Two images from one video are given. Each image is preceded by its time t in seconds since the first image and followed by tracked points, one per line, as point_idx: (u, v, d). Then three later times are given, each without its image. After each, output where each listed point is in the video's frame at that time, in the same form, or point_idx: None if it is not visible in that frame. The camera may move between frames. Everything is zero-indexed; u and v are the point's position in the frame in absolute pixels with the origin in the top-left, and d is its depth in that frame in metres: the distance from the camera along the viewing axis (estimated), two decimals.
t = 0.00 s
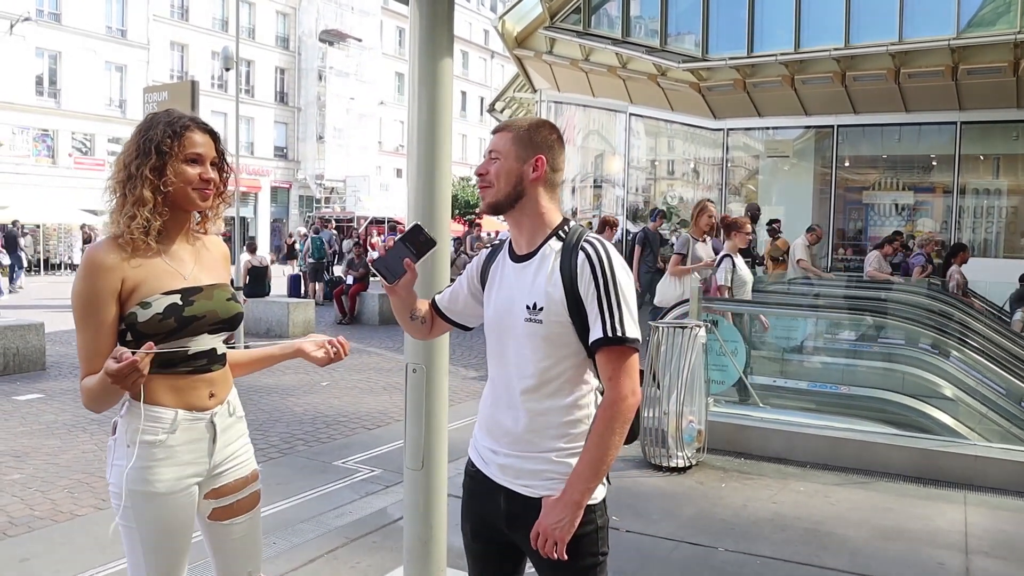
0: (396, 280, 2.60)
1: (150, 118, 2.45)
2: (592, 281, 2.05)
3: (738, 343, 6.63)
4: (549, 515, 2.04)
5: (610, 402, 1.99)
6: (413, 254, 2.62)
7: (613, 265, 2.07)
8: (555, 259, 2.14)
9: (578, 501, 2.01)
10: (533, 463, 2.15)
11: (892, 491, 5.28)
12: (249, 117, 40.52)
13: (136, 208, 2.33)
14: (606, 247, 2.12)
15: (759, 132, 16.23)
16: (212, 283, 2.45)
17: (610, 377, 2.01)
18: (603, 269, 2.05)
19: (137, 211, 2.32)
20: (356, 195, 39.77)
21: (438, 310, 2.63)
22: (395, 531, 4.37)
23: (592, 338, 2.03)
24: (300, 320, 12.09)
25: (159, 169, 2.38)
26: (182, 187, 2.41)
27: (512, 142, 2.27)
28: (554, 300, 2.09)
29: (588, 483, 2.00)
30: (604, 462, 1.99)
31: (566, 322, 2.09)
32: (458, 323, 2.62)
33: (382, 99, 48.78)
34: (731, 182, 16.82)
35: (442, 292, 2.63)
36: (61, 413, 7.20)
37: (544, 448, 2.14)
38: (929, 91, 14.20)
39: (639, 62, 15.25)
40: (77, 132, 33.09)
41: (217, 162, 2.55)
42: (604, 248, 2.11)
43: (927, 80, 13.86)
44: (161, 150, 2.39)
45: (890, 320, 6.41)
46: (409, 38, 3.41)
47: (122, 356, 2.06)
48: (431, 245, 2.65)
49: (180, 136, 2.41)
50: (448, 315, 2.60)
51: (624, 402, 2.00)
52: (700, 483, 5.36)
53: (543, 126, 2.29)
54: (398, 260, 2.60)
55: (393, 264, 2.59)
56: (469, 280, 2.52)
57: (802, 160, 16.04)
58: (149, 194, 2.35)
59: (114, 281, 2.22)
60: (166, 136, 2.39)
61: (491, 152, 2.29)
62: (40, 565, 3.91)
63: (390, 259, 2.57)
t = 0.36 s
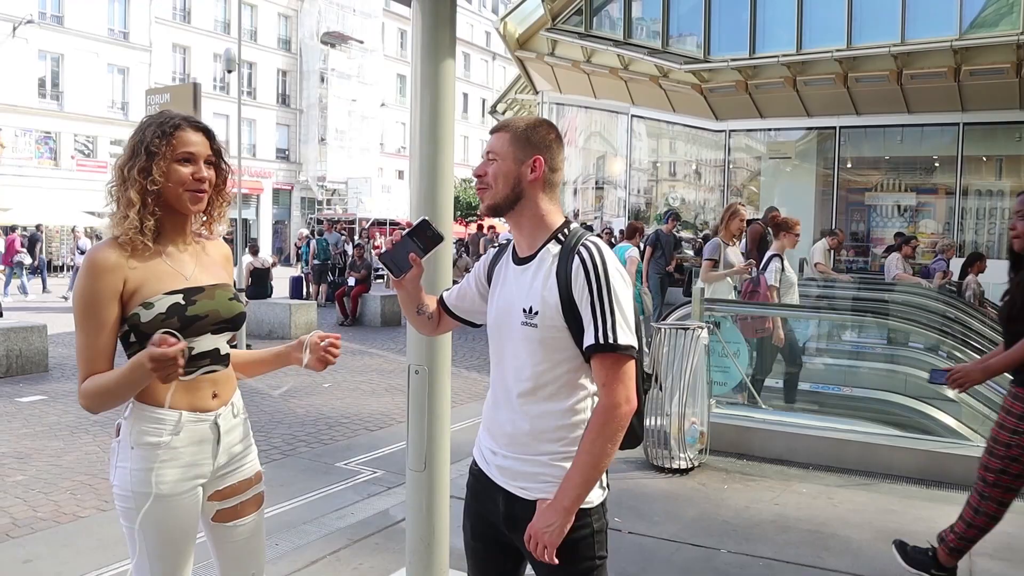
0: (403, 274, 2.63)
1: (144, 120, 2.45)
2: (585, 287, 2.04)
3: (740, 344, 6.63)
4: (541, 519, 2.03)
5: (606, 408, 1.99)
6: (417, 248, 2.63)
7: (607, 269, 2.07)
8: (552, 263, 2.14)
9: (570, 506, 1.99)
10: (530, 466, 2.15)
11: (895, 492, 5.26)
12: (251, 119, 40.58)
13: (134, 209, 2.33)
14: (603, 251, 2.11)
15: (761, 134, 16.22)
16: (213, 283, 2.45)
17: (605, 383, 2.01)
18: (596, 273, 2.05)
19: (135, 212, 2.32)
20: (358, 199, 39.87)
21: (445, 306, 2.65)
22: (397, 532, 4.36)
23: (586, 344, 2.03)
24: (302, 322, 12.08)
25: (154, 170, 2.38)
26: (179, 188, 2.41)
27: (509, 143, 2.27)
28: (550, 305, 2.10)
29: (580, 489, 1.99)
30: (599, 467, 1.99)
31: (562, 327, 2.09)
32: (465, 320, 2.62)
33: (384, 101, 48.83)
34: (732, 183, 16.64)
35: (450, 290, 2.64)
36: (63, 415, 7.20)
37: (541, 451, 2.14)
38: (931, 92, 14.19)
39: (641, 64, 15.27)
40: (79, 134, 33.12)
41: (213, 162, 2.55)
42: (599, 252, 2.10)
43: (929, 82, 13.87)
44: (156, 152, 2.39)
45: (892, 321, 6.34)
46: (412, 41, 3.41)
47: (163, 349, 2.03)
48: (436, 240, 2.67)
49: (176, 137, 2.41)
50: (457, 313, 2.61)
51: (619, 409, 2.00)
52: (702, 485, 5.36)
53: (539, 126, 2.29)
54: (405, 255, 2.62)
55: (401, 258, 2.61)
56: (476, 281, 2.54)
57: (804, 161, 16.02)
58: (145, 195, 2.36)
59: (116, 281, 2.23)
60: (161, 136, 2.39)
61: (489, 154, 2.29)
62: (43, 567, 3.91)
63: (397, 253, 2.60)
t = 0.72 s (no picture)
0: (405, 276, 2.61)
1: (134, 119, 2.44)
2: (585, 286, 2.04)
3: (740, 344, 6.63)
4: (540, 519, 2.03)
5: (604, 407, 1.99)
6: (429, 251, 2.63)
7: (607, 269, 2.06)
8: (551, 264, 2.15)
9: (569, 505, 1.99)
10: (528, 466, 2.14)
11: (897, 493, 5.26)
12: (251, 120, 40.58)
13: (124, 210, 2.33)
14: (602, 252, 2.11)
15: (762, 134, 16.21)
16: (200, 283, 2.45)
17: (603, 383, 2.01)
18: (596, 273, 2.05)
19: (126, 212, 2.33)
20: (360, 198, 40.18)
21: (444, 308, 2.65)
22: (398, 532, 4.36)
23: (586, 344, 2.03)
24: (303, 322, 12.07)
25: (145, 169, 2.38)
26: (168, 188, 2.41)
27: (505, 143, 2.27)
28: (549, 305, 2.10)
29: (578, 489, 1.99)
30: (596, 467, 1.99)
31: (561, 327, 2.09)
32: (462, 322, 2.63)
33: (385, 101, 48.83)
34: (732, 184, 16.69)
35: (447, 291, 2.65)
36: (65, 415, 7.22)
37: (540, 452, 2.13)
38: (932, 93, 14.19)
39: (641, 64, 15.27)
40: (80, 135, 33.14)
41: (202, 162, 2.55)
42: (599, 252, 2.10)
43: (930, 82, 13.86)
44: (147, 151, 2.39)
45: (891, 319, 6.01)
46: (413, 39, 3.40)
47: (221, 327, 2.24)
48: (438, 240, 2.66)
49: (166, 136, 2.42)
50: (454, 314, 2.62)
51: (619, 408, 2.00)
52: (703, 485, 5.36)
53: (535, 126, 2.29)
54: (406, 256, 2.60)
55: (402, 260, 2.59)
56: (474, 282, 2.54)
57: (804, 161, 16.01)
58: (134, 195, 2.36)
59: (103, 283, 2.23)
60: (151, 136, 2.40)
61: (484, 155, 2.29)
62: (45, 567, 3.92)
63: (398, 255, 2.58)
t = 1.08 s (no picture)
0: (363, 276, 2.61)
1: (133, 121, 2.44)
2: (581, 286, 2.05)
3: (740, 344, 6.62)
4: (536, 515, 2.04)
5: (598, 405, 2.00)
6: (366, 242, 2.61)
7: (603, 269, 2.07)
8: (546, 263, 2.14)
9: (565, 502, 2.01)
10: (521, 464, 2.15)
11: (896, 492, 5.27)
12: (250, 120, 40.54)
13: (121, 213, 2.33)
14: (597, 251, 2.12)
15: (760, 134, 16.23)
16: (189, 286, 2.47)
17: (597, 380, 2.02)
18: (593, 273, 2.05)
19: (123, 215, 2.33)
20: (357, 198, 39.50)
21: (433, 308, 2.65)
22: (397, 532, 4.37)
23: (582, 342, 2.03)
24: (302, 323, 12.06)
25: (144, 174, 2.38)
26: (166, 193, 2.42)
27: (497, 143, 2.27)
28: (544, 304, 2.10)
29: (575, 484, 2.00)
30: (591, 463, 2.00)
31: (556, 325, 2.09)
32: (451, 318, 2.64)
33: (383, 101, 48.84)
34: (731, 184, 16.72)
35: (435, 288, 2.65)
36: (64, 416, 7.21)
37: (534, 449, 2.13)
38: (931, 93, 14.21)
39: (640, 64, 15.26)
40: (78, 135, 33.10)
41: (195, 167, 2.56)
42: (594, 253, 2.11)
43: (929, 82, 13.88)
44: (146, 154, 2.39)
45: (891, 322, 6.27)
46: (412, 40, 3.40)
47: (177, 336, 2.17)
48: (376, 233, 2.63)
49: (166, 144, 2.42)
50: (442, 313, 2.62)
51: (612, 406, 2.00)
52: (702, 485, 5.36)
53: (524, 126, 2.29)
54: (351, 257, 2.60)
55: (348, 262, 2.60)
56: (465, 281, 2.55)
57: (803, 161, 16.03)
58: (131, 198, 2.36)
59: (96, 284, 2.23)
60: (152, 141, 2.40)
61: (477, 155, 2.29)
62: (44, 567, 3.91)
63: (344, 259, 2.58)
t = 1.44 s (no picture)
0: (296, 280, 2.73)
1: (122, 120, 2.44)
2: (577, 283, 2.06)
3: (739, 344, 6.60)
4: (529, 511, 2.04)
5: (591, 403, 2.01)
6: (281, 244, 2.78)
7: (599, 268, 2.07)
8: (542, 260, 2.14)
9: (558, 499, 2.02)
10: (513, 462, 2.15)
11: (895, 491, 5.28)
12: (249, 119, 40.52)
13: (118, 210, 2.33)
14: (593, 250, 2.12)
15: (759, 133, 16.23)
16: (190, 280, 2.48)
17: (592, 378, 2.03)
18: (589, 272, 2.06)
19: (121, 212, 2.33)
20: (355, 197, 40.34)
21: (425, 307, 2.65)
22: (396, 532, 4.37)
23: (577, 339, 2.04)
24: (301, 322, 12.04)
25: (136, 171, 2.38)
26: (160, 189, 2.42)
27: (493, 144, 2.28)
28: (539, 300, 2.09)
29: (568, 481, 2.01)
30: (584, 459, 2.01)
31: (552, 322, 2.09)
32: (436, 311, 2.63)
33: (382, 100, 48.82)
34: (730, 183, 16.75)
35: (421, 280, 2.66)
36: (62, 415, 7.19)
37: (527, 447, 2.14)
38: (930, 92, 14.21)
39: (639, 64, 15.26)
40: (76, 134, 33.05)
41: (192, 163, 2.56)
42: (591, 252, 2.11)
43: (927, 82, 13.89)
44: (137, 152, 2.39)
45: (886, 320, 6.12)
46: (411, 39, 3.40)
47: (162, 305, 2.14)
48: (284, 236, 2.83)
49: (156, 139, 2.42)
50: (435, 310, 2.62)
51: (605, 403, 2.02)
52: (701, 484, 5.37)
53: (516, 126, 2.29)
54: (282, 258, 2.75)
55: (283, 265, 2.75)
56: (457, 277, 2.56)
57: (802, 161, 16.04)
58: (128, 195, 2.36)
59: (104, 280, 2.24)
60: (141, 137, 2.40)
61: (474, 156, 2.30)
62: (42, 567, 3.90)
63: (280, 264, 2.74)
